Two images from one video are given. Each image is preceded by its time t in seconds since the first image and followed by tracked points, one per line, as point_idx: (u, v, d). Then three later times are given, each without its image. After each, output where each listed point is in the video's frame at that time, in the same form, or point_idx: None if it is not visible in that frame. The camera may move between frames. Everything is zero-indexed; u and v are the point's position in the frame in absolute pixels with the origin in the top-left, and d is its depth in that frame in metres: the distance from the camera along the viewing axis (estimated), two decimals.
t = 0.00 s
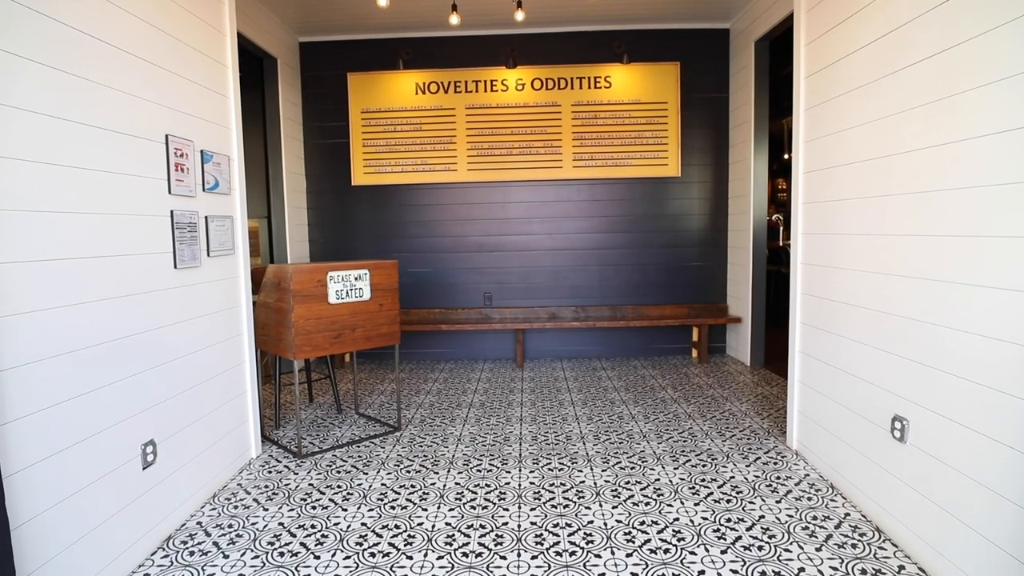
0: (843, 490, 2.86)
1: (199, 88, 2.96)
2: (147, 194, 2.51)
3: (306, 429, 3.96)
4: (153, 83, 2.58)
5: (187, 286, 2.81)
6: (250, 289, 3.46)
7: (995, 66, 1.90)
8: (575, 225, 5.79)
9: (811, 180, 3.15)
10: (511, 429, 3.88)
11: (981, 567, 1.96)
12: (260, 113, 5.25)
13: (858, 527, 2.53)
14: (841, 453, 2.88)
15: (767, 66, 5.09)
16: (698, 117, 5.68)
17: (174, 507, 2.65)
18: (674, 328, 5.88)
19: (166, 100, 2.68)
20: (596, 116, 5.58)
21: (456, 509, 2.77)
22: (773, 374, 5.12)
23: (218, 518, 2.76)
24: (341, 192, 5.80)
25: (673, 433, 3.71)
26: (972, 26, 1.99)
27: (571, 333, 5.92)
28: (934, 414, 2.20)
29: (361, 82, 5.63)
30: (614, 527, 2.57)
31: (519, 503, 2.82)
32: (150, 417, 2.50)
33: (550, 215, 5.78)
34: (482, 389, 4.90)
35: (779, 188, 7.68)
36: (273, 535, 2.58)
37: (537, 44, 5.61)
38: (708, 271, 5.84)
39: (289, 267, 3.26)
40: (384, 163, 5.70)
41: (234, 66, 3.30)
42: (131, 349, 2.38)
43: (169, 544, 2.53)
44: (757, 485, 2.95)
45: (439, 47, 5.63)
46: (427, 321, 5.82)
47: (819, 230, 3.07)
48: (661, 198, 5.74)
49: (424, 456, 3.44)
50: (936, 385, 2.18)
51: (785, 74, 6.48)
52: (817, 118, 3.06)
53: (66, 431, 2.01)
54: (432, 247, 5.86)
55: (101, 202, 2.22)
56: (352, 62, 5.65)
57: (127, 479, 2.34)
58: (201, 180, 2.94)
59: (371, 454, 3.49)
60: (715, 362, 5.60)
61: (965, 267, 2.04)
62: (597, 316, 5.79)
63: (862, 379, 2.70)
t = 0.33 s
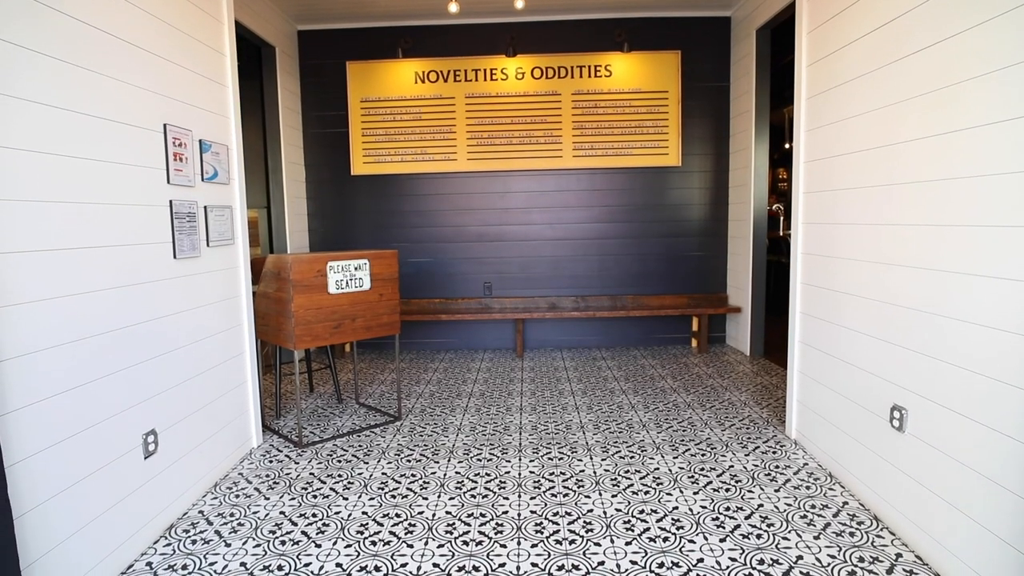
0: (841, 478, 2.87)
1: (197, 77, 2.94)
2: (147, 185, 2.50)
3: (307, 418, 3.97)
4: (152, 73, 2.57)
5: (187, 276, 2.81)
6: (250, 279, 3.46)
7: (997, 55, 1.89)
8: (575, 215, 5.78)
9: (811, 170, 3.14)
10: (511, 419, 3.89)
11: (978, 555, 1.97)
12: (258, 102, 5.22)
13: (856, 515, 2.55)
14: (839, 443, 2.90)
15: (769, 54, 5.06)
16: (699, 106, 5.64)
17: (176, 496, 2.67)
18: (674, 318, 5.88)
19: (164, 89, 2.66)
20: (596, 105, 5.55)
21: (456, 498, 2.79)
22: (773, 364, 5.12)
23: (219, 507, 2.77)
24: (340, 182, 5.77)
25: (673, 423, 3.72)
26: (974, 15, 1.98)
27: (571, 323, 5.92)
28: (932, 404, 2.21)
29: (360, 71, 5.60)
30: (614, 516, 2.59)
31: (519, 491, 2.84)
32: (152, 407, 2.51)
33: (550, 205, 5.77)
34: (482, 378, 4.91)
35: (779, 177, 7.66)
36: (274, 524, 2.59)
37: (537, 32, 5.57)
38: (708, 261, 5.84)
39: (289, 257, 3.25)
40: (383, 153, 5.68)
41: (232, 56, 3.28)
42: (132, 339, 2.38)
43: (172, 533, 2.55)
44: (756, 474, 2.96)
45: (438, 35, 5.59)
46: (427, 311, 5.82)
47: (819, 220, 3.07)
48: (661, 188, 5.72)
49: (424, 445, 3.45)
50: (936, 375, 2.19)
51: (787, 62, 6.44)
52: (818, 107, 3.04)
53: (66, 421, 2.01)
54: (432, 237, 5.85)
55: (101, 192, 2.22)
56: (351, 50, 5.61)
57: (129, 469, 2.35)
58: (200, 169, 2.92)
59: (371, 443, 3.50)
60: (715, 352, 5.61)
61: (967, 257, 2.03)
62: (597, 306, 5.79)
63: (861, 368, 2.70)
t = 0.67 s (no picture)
0: (839, 465, 2.89)
1: (195, 63, 2.92)
2: (146, 172, 2.49)
3: (307, 406, 3.98)
4: (150, 60, 2.55)
5: (187, 264, 2.81)
6: (249, 267, 3.45)
7: (999, 42, 1.88)
8: (575, 202, 5.76)
9: (812, 157, 3.13)
10: (511, 406, 3.90)
11: (975, 541, 1.98)
12: (256, 88, 5.18)
13: (853, 501, 2.57)
14: (838, 429, 2.91)
15: (771, 40, 5.01)
16: (700, 92, 5.60)
17: (178, 482, 2.69)
18: (674, 305, 5.89)
19: (161, 75, 2.64)
20: (597, 91, 5.51)
21: (456, 484, 2.80)
22: (772, 351, 5.14)
23: (221, 493, 2.79)
24: (339, 169, 5.74)
25: (672, 409, 3.73)
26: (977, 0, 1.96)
27: (571, 311, 5.93)
28: (930, 390, 2.22)
29: (358, 57, 5.55)
30: (613, 502, 2.61)
31: (519, 478, 2.85)
32: (153, 394, 2.52)
33: (550, 192, 5.74)
34: (482, 365, 4.92)
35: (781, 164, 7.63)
36: (276, 510, 2.61)
37: (537, 17, 5.51)
38: (708, 249, 5.83)
39: (288, 244, 3.24)
40: (382, 140, 5.64)
41: (229, 41, 3.25)
42: (133, 327, 2.39)
43: (174, 519, 2.57)
44: (754, 461, 2.98)
45: (437, 20, 5.53)
46: (427, 298, 5.82)
47: (821, 207, 3.05)
48: (662, 175, 5.70)
49: (425, 432, 3.46)
50: (935, 362, 2.19)
51: (789, 47, 6.38)
52: (820, 92, 3.02)
53: (67, 409, 2.01)
54: (432, 224, 5.83)
55: (101, 179, 2.21)
56: (349, 36, 5.55)
57: (132, 456, 2.37)
58: (198, 156, 2.91)
59: (371, 430, 3.52)
60: (715, 339, 5.62)
61: (967, 244, 2.03)
62: (597, 293, 5.79)
63: (861, 356, 2.71)
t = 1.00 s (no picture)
0: (837, 453, 2.90)
1: (192, 50, 2.89)
2: (144, 160, 2.48)
3: (308, 394, 4.00)
4: (147, 47, 2.53)
5: (187, 252, 2.80)
6: (249, 256, 3.45)
7: (1003, 26, 1.85)
8: (575, 190, 5.74)
9: (814, 146, 3.12)
10: (511, 394, 3.92)
11: (972, 528, 2.00)
12: (255, 76, 5.14)
13: (852, 488, 2.59)
14: (837, 417, 2.92)
15: (773, 27, 4.97)
16: (701, 80, 5.56)
17: (180, 470, 2.70)
18: (675, 294, 5.89)
19: (158, 63, 2.61)
20: (597, 79, 5.47)
21: (457, 471, 2.82)
22: (772, 339, 5.14)
23: (223, 480, 2.81)
24: (339, 157, 5.72)
25: (672, 398, 3.75)
26: None
27: (571, 299, 5.93)
28: (929, 378, 2.23)
29: (357, 44, 5.50)
30: (613, 489, 2.62)
31: (519, 465, 2.87)
32: (153, 382, 2.52)
33: (550, 180, 5.72)
34: (482, 354, 4.92)
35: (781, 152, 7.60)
36: (277, 497, 2.63)
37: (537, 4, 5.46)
38: (708, 237, 5.82)
39: (288, 233, 3.23)
40: (381, 128, 5.61)
41: (227, 29, 3.22)
42: (133, 315, 2.39)
43: (177, 506, 2.58)
44: (753, 448, 2.99)
45: (436, 7, 5.48)
46: (427, 287, 5.82)
47: (822, 195, 3.04)
48: (663, 163, 5.68)
49: (425, 420, 3.48)
50: (935, 351, 2.19)
51: (791, 34, 6.33)
52: (822, 80, 2.99)
53: (68, 398, 2.02)
54: (431, 213, 5.82)
55: (99, 167, 2.20)
56: (347, 23, 5.51)
57: (133, 444, 2.38)
58: (197, 144, 2.89)
59: (372, 418, 3.53)
60: (715, 327, 5.62)
61: (969, 232, 2.02)
62: (597, 282, 5.79)
63: (861, 345, 2.71)
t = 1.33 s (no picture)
0: (836, 440, 2.92)
1: (190, 36, 2.86)
2: (143, 147, 2.47)
3: (309, 382, 4.01)
4: (144, 34, 2.51)
5: (187, 241, 2.80)
6: (249, 244, 3.44)
7: (1005, 11, 1.84)
8: (575, 178, 5.72)
9: (815, 133, 3.10)
10: (511, 381, 3.93)
11: (968, 514, 2.01)
12: (253, 63, 5.10)
13: (850, 475, 2.60)
14: (836, 404, 2.93)
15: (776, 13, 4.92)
16: (702, 66, 5.52)
17: (181, 458, 2.71)
18: (675, 282, 5.88)
19: (156, 49, 2.59)
20: (598, 66, 5.43)
21: (457, 458, 2.84)
22: (771, 327, 5.15)
23: (225, 467, 2.82)
24: (338, 145, 5.69)
25: (671, 385, 3.76)
26: None
27: (571, 287, 5.93)
28: (928, 366, 2.23)
29: (356, 30, 5.45)
30: (613, 476, 2.64)
31: (520, 452, 2.88)
32: (154, 370, 2.53)
33: (551, 168, 5.70)
34: (482, 342, 4.93)
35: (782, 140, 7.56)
36: (279, 484, 2.64)
37: None
38: (708, 225, 5.81)
39: (288, 220, 3.22)
40: (380, 115, 5.57)
41: (224, 14, 3.19)
42: (134, 303, 2.40)
43: (179, 493, 2.60)
44: (753, 436, 3.01)
45: None
46: (427, 275, 5.82)
47: (823, 182, 3.03)
48: (663, 150, 5.65)
49: (426, 408, 3.49)
50: (935, 339, 2.19)
51: (793, 21, 6.28)
52: (824, 67, 2.97)
53: (69, 384, 2.02)
54: (431, 201, 5.80)
55: (98, 155, 2.20)
56: (346, 8, 5.45)
57: (135, 432, 2.39)
58: (195, 132, 2.87)
59: (373, 406, 3.54)
60: (715, 315, 5.63)
61: (970, 220, 2.02)
62: (597, 270, 5.79)
63: (860, 333, 2.71)
